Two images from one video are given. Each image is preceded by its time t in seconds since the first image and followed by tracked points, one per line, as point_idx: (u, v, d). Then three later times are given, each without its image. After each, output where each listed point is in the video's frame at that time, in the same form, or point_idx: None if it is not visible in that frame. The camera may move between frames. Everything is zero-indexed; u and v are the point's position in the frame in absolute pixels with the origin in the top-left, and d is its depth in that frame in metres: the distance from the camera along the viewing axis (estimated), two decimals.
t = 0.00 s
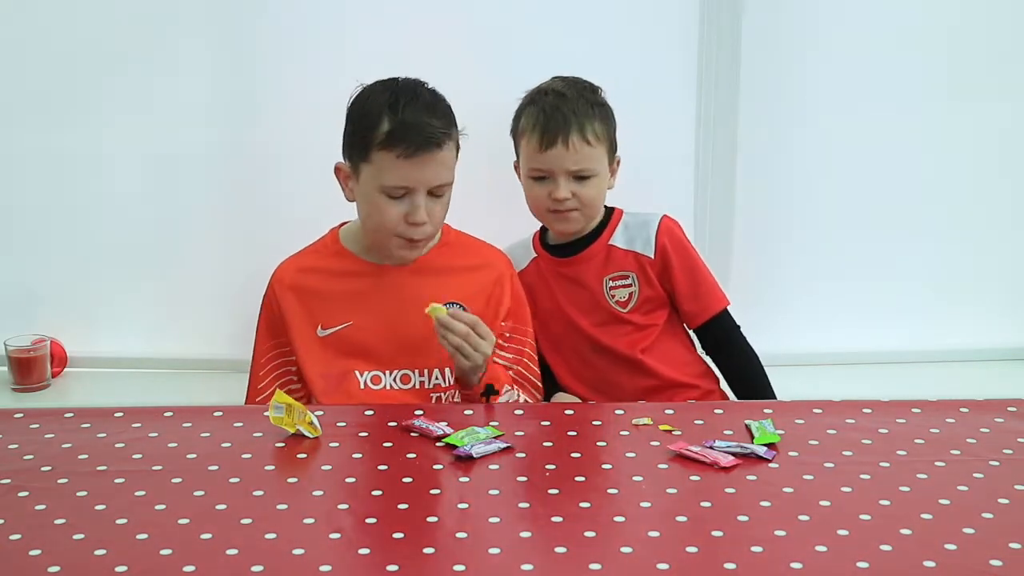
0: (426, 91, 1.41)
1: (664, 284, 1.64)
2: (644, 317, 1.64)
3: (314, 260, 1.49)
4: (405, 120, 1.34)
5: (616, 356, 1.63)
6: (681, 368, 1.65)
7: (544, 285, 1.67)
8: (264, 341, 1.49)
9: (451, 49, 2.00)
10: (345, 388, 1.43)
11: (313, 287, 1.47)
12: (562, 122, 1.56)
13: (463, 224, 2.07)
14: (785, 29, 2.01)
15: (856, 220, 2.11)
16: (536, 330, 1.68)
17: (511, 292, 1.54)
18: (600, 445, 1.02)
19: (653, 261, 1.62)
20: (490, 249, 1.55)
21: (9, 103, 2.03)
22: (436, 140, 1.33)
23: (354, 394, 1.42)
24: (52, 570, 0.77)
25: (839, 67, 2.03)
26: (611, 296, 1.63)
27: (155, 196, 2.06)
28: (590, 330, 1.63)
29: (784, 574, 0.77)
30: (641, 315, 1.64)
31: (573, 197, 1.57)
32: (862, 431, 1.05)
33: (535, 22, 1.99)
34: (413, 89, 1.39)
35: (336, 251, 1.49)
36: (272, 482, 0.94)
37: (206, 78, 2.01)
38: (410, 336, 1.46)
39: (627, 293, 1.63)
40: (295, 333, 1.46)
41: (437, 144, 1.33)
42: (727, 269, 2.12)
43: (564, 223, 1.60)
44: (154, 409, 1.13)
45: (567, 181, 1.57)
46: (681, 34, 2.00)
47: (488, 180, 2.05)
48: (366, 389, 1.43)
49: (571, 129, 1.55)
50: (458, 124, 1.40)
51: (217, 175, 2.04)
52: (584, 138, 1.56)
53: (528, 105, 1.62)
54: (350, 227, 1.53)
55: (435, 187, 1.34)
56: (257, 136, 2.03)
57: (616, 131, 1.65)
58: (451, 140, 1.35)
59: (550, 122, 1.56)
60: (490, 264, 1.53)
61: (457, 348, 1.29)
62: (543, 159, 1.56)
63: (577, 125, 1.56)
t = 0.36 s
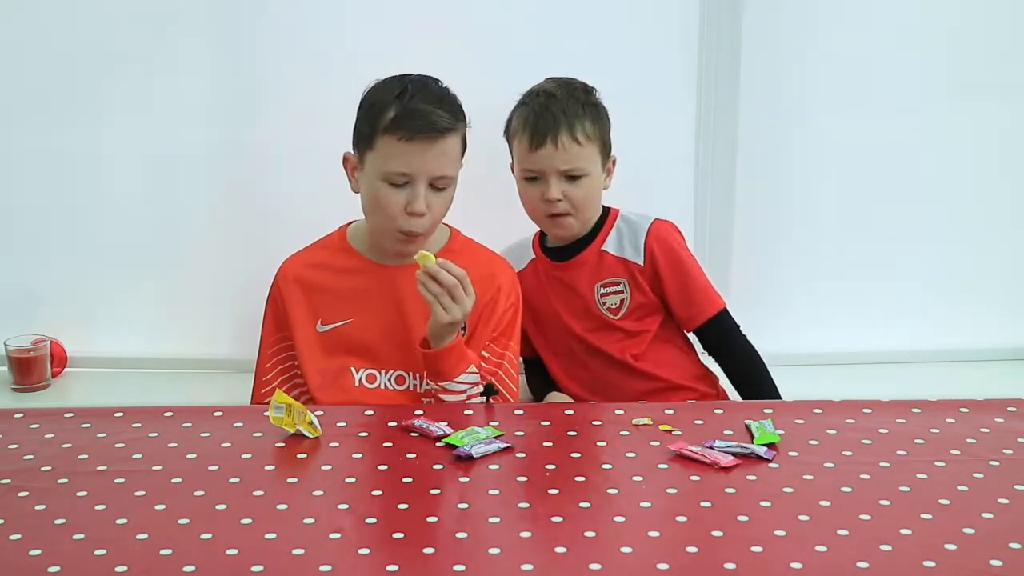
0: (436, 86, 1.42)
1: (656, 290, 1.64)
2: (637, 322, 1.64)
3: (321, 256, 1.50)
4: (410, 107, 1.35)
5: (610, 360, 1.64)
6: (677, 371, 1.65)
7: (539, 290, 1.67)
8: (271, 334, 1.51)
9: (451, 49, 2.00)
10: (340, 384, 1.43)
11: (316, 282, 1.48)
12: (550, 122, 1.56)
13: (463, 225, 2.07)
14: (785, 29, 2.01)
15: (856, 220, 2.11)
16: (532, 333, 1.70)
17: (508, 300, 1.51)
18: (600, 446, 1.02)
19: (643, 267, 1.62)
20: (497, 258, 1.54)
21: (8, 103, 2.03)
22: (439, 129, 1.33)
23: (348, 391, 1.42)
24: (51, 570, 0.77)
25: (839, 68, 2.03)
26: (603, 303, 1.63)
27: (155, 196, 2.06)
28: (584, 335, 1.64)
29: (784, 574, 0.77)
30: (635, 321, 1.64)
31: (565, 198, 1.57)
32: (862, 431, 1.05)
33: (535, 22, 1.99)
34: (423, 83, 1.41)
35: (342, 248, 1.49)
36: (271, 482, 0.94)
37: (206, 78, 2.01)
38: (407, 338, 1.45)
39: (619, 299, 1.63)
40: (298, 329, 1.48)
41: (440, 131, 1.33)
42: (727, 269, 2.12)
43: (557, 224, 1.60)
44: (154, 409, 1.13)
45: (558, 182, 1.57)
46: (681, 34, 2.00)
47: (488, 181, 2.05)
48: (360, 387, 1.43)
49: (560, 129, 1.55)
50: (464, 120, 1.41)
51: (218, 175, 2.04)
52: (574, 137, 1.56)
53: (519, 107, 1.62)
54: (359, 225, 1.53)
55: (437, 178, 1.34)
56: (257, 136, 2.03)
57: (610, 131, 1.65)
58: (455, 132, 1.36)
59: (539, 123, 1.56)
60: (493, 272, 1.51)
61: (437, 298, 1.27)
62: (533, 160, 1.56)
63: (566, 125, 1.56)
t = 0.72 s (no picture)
0: (424, 89, 1.42)
1: (659, 292, 1.64)
2: (639, 324, 1.64)
3: (326, 247, 1.52)
4: (394, 113, 1.35)
5: (610, 363, 1.64)
6: (677, 374, 1.65)
7: (541, 290, 1.68)
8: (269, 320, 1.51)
9: (451, 49, 2.00)
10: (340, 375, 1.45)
11: (322, 272, 1.50)
12: (552, 123, 1.56)
13: (464, 224, 2.07)
14: (784, 29, 2.01)
15: (857, 220, 2.11)
16: (533, 334, 1.70)
17: (507, 295, 1.50)
18: (600, 446, 1.02)
19: (645, 269, 1.62)
20: (498, 256, 1.54)
21: (9, 103, 2.03)
22: (421, 136, 1.33)
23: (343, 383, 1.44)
24: (51, 570, 0.77)
25: (839, 68, 2.03)
26: (605, 305, 1.63)
27: (155, 196, 2.06)
28: (585, 336, 1.64)
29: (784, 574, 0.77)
30: (636, 323, 1.64)
31: (566, 200, 1.58)
32: (862, 431, 1.05)
33: (534, 22, 1.99)
34: (410, 87, 1.41)
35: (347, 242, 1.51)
36: (271, 482, 0.94)
37: (206, 77, 2.01)
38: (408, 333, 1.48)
39: (621, 302, 1.63)
40: (298, 315, 1.49)
41: (423, 138, 1.33)
42: (727, 269, 2.12)
43: (557, 226, 1.60)
44: (154, 409, 1.13)
45: (560, 184, 1.58)
46: (681, 34, 2.00)
47: (489, 181, 2.05)
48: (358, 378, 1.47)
49: (562, 130, 1.56)
50: (452, 123, 1.41)
51: (218, 175, 2.04)
52: (576, 138, 1.56)
53: (520, 109, 1.63)
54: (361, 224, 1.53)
55: (422, 183, 1.34)
56: (257, 136, 2.03)
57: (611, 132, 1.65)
58: (440, 137, 1.36)
59: (540, 124, 1.56)
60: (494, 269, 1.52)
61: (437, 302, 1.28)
62: (535, 162, 1.57)
63: (568, 126, 1.56)
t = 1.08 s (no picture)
0: (420, 90, 1.42)
1: (657, 293, 1.64)
2: (636, 326, 1.64)
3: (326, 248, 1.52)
4: (390, 116, 1.35)
5: (608, 364, 1.64)
6: (675, 376, 1.65)
7: (540, 291, 1.68)
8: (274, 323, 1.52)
9: (450, 49, 2.00)
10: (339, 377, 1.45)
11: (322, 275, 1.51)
12: (549, 122, 1.56)
13: (464, 224, 2.07)
14: (784, 30, 2.01)
15: (857, 220, 2.11)
16: (532, 334, 1.70)
17: (505, 296, 1.51)
18: (600, 446, 1.02)
19: (643, 270, 1.62)
20: (497, 256, 1.54)
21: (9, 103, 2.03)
22: (417, 139, 1.33)
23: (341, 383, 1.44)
24: (51, 570, 0.77)
25: (839, 68, 2.03)
26: (603, 306, 1.63)
27: (155, 195, 2.06)
28: (583, 338, 1.64)
29: (784, 574, 0.77)
30: (634, 325, 1.64)
31: (563, 199, 1.58)
32: (862, 431, 1.05)
33: (534, 22, 1.99)
34: (405, 88, 1.41)
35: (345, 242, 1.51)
36: (271, 482, 0.94)
37: (206, 77, 2.01)
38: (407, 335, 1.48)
39: (619, 303, 1.63)
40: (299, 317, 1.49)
41: (418, 141, 1.33)
42: (727, 269, 2.12)
43: (554, 226, 1.60)
44: (154, 409, 1.13)
45: (556, 183, 1.58)
46: (682, 34, 2.00)
47: (489, 181, 2.05)
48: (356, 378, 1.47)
49: (558, 129, 1.56)
50: (448, 124, 1.41)
51: (218, 174, 2.04)
52: (573, 138, 1.56)
53: (520, 108, 1.63)
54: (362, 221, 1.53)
55: (419, 185, 1.34)
56: (257, 136, 2.03)
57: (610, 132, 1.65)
58: (436, 140, 1.35)
59: (538, 123, 1.57)
60: (492, 269, 1.52)
61: (429, 308, 1.28)
62: (532, 160, 1.57)
63: (565, 125, 1.56)
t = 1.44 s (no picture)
0: (423, 90, 1.42)
1: (647, 292, 1.63)
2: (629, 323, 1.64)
3: (325, 253, 1.50)
4: (393, 114, 1.35)
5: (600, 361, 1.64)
6: (669, 370, 1.65)
7: (533, 291, 1.68)
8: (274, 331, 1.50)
9: (451, 49, 2.00)
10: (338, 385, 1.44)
11: (320, 282, 1.48)
12: (523, 124, 1.58)
13: (465, 224, 2.07)
14: (784, 30, 2.01)
15: (857, 220, 2.11)
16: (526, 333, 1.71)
17: (507, 303, 1.50)
18: (600, 446, 1.02)
19: (632, 269, 1.62)
20: (499, 259, 1.53)
21: (9, 103, 2.03)
22: (420, 137, 1.33)
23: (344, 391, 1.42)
24: (51, 571, 0.77)
25: (839, 67, 2.03)
26: (592, 304, 1.63)
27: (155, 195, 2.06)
28: (575, 336, 1.64)
29: (784, 574, 0.77)
30: (626, 322, 1.64)
31: (542, 200, 1.58)
32: (862, 431, 1.05)
33: (535, 22, 1.99)
34: (408, 87, 1.41)
35: (344, 247, 1.49)
36: (271, 482, 0.94)
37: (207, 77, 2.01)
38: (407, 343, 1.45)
39: (609, 301, 1.63)
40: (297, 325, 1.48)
41: (421, 138, 1.33)
42: (727, 269, 2.12)
43: (536, 228, 1.61)
44: (154, 409, 1.13)
45: (533, 185, 1.59)
46: (682, 33, 2.00)
47: (490, 181, 2.05)
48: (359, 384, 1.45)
49: (532, 131, 1.57)
50: (451, 123, 1.41)
51: (219, 175, 2.04)
52: (548, 139, 1.57)
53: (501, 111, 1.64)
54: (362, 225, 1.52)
55: (422, 184, 1.34)
56: (257, 136, 2.03)
57: (591, 132, 1.65)
58: (439, 138, 1.35)
59: (514, 126, 1.58)
60: (494, 274, 1.50)
61: (422, 314, 1.26)
62: (508, 164, 1.58)
63: (539, 127, 1.57)
